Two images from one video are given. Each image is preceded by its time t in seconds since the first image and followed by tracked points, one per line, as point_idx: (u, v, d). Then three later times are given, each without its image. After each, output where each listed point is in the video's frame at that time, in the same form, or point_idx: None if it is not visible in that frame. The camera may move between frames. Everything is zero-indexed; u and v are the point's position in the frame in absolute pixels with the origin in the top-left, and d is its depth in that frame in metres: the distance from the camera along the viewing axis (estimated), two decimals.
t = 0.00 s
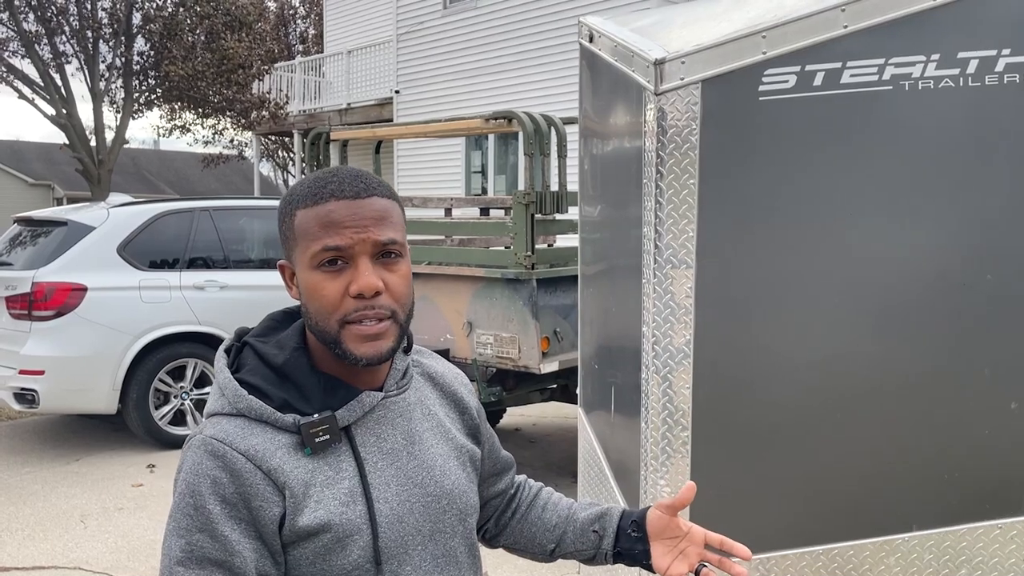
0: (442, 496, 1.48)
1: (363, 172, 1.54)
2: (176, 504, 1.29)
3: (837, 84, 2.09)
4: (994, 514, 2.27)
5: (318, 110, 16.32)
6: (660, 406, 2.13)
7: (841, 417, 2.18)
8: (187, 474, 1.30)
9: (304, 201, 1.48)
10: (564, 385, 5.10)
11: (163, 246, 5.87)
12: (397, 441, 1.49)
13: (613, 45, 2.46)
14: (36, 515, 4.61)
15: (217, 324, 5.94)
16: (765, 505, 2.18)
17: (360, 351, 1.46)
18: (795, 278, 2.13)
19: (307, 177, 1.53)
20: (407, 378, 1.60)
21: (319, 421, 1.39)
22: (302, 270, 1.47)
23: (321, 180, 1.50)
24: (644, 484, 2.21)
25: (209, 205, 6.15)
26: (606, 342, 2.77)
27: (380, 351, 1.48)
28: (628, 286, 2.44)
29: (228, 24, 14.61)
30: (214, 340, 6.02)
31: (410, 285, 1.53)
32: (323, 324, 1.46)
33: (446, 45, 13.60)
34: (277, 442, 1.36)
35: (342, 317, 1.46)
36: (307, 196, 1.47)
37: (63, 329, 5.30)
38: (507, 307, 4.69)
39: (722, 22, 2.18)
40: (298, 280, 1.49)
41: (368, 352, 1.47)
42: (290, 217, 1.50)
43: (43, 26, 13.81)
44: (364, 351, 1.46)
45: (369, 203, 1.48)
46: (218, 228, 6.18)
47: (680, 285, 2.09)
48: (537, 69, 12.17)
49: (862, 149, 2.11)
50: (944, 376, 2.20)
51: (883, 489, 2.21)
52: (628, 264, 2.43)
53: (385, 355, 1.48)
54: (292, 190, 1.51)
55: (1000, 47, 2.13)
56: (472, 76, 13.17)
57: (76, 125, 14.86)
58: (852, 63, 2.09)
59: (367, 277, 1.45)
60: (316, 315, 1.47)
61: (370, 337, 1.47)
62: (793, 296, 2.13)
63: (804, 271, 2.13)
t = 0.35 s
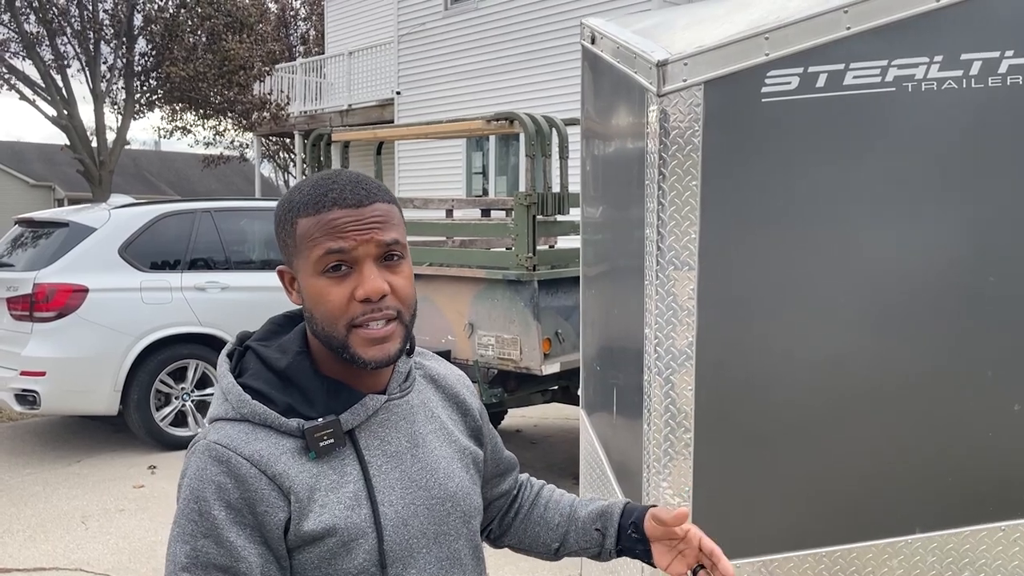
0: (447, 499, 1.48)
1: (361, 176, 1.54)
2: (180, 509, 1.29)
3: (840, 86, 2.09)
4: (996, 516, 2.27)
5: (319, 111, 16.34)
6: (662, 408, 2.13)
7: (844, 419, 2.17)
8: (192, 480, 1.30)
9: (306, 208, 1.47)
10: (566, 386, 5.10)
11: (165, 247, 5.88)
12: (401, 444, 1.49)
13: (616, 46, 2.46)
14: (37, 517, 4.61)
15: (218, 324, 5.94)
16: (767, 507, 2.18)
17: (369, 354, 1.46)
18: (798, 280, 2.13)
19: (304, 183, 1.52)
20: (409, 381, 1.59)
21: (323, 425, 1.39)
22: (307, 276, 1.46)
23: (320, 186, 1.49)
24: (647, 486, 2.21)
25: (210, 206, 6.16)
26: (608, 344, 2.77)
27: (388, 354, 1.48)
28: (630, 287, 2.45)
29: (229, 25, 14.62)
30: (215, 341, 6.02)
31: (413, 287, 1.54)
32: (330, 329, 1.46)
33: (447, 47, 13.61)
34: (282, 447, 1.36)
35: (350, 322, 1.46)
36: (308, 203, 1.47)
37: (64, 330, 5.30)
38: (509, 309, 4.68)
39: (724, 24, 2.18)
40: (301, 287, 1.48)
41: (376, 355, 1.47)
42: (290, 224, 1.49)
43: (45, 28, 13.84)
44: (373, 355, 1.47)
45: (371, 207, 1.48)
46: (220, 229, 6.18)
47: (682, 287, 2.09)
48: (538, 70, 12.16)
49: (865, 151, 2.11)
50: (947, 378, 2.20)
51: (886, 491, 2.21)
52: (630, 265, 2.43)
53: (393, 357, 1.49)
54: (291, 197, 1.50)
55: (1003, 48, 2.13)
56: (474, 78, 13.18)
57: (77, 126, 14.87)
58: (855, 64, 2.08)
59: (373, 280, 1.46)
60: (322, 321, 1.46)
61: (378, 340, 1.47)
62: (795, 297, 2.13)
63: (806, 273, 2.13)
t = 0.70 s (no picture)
0: (455, 500, 1.47)
1: (362, 174, 1.54)
2: (188, 512, 1.29)
3: (846, 86, 2.08)
4: (1002, 518, 2.26)
5: (320, 112, 16.35)
6: (666, 410, 2.12)
7: (851, 421, 2.17)
8: (200, 482, 1.29)
9: (311, 206, 1.47)
10: (568, 387, 5.09)
11: (166, 248, 5.87)
12: (409, 445, 1.48)
13: (620, 47, 2.46)
14: (39, 518, 4.60)
15: (221, 326, 5.93)
16: (772, 509, 2.17)
17: (383, 349, 1.46)
18: (803, 281, 2.12)
19: (306, 184, 1.51)
20: (416, 382, 1.59)
21: (330, 426, 1.39)
22: (316, 275, 1.45)
23: (324, 185, 1.49)
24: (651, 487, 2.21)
25: (212, 207, 6.15)
26: (611, 345, 2.76)
27: (402, 348, 1.47)
28: (634, 288, 2.44)
29: (231, 27, 14.62)
30: (217, 342, 6.01)
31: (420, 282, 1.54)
32: (343, 327, 1.45)
33: (449, 48, 13.62)
34: (290, 448, 1.35)
35: (363, 318, 1.45)
36: (314, 202, 1.47)
37: (66, 332, 5.30)
38: (511, 310, 4.68)
39: (729, 24, 2.18)
40: (310, 287, 1.47)
41: (390, 350, 1.46)
42: (296, 224, 1.48)
43: (47, 28, 13.83)
44: (388, 349, 1.46)
45: (377, 203, 1.48)
46: (222, 230, 6.18)
47: (687, 289, 2.07)
48: (541, 71, 12.17)
49: (872, 151, 2.10)
50: (953, 380, 2.19)
51: (892, 493, 2.20)
52: (634, 266, 2.42)
53: (407, 351, 1.48)
54: (295, 198, 1.50)
55: (1010, 49, 2.12)
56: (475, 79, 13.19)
57: (78, 127, 14.85)
58: (861, 65, 2.08)
59: (384, 275, 1.45)
60: (334, 319, 1.45)
61: (391, 335, 1.46)
62: (801, 298, 2.12)
63: (812, 275, 2.12)
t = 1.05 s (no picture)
0: (463, 504, 1.47)
1: (372, 174, 1.55)
2: (193, 516, 1.28)
3: (852, 86, 2.07)
4: (1010, 520, 2.25)
5: (322, 113, 16.36)
6: (672, 410, 2.11)
7: (857, 422, 2.16)
8: (206, 486, 1.28)
9: (317, 203, 1.49)
10: (571, 388, 5.08)
11: (169, 249, 5.87)
12: (417, 449, 1.48)
13: (625, 47, 2.45)
14: (41, 519, 4.59)
15: (223, 326, 5.92)
16: (778, 511, 2.17)
17: (377, 349, 1.44)
18: (809, 282, 2.11)
19: (318, 184, 1.54)
20: (425, 385, 1.59)
21: (340, 430, 1.38)
22: (317, 271, 1.46)
23: (332, 183, 1.51)
24: (656, 488, 2.20)
25: (214, 208, 6.15)
26: (616, 346, 2.75)
27: (397, 349, 1.45)
28: (639, 289, 2.43)
29: (233, 27, 14.63)
30: (220, 343, 6.01)
31: (425, 284, 1.52)
32: (339, 324, 1.44)
33: (451, 49, 13.63)
34: (299, 453, 1.35)
35: (358, 316, 1.44)
36: (320, 199, 1.49)
37: (68, 333, 5.29)
38: (514, 311, 4.67)
39: (735, 24, 2.17)
40: (313, 284, 1.48)
41: (385, 349, 1.44)
42: (304, 222, 1.51)
43: (49, 29, 13.84)
44: (382, 349, 1.44)
45: (380, 200, 1.49)
46: (224, 231, 6.18)
47: (692, 289, 2.07)
48: (543, 70, 12.17)
49: (878, 152, 2.10)
50: (960, 381, 2.18)
51: (898, 495, 2.19)
52: (639, 267, 2.41)
53: (402, 353, 1.46)
54: (306, 197, 1.53)
55: (1018, 48, 2.11)
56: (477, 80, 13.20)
57: (80, 128, 14.84)
58: (868, 64, 2.07)
59: (381, 273, 1.44)
60: (332, 316, 1.45)
61: (386, 334, 1.44)
62: (807, 298, 2.11)
63: (818, 275, 2.11)
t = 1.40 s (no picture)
0: (474, 504, 1.47)
1: (384, 172, 1.55)
2: (203, 517, 1.27)
3: (858, 86, 2.07)
4: (1016, 523, 2.24)
5: (324, 114, 16.37)
6: (676, 412, 2.11)
7: (862, 424, 2.15)
8: (217, 487, 1.27)
9: (330, 201, 1.48)
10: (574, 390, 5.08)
11: (170, 250, 5.86)
12: (428, 449, 1.48)
13: (629, 47, 2.44)
14: (43, 520, 4.59)
15: (225, 328, 5.92)
16: (783, 514, 2.16)
17: (393, 344, 1.43)
18: (815, 283, 2.10)
19: (329, 182, 1.54)
20: (433, 386, 1.59)
21: (352, 429, 1.37)
22: (330, 268, 1.45)
23: (345, 181, 1.50)
24: (660, 490, 2.19)
25: (216, 209, 6.15)
26: (619, 347, 2.74)
27: (412, 344, 1.45)
28: (643, 290, 2.42)
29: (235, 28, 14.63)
30: (221, 344, 6.00)
31: (438, 279, 1.52)
32: (354, 320, 1.43)
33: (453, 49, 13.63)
34: (311, 453, 1.34)
35: (373, 311, 1.43)
36: (333, 196, 1.48)
37: (70, 334, 5.29)
38: (516, 312, 4.66)
39: (739, 24, 2.17)
40: (325, 281, 1.46)
41: (400, 344, 1.44)
42: (315, 220, 1.50)
43: (51, 30, 13.85)
44: (398, 345, 1.44)
45: (394, 197, 1.48)
46: (226, 231, 6.17)
47: (697, 290, 2.06)
48: (545, 71, 12.18)
49: (883, 152, 2.09)
50: (966, 383, 2.17)
51: (904, 496, 2.19)
52: (643, 267, 2.41)
53: (417, 347, 1.46)
54: (318, 195, 1.52)
55: None
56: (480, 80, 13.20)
57: (82, 129, 14.85)
58: (874, 65, 2.06)
59: (396, 268, 1.44)
60: (345, 312, 1.44)
61: (401, 329, 1.44)
62: (812, 299, 2.11)
63: (823, 277, 2.11)
